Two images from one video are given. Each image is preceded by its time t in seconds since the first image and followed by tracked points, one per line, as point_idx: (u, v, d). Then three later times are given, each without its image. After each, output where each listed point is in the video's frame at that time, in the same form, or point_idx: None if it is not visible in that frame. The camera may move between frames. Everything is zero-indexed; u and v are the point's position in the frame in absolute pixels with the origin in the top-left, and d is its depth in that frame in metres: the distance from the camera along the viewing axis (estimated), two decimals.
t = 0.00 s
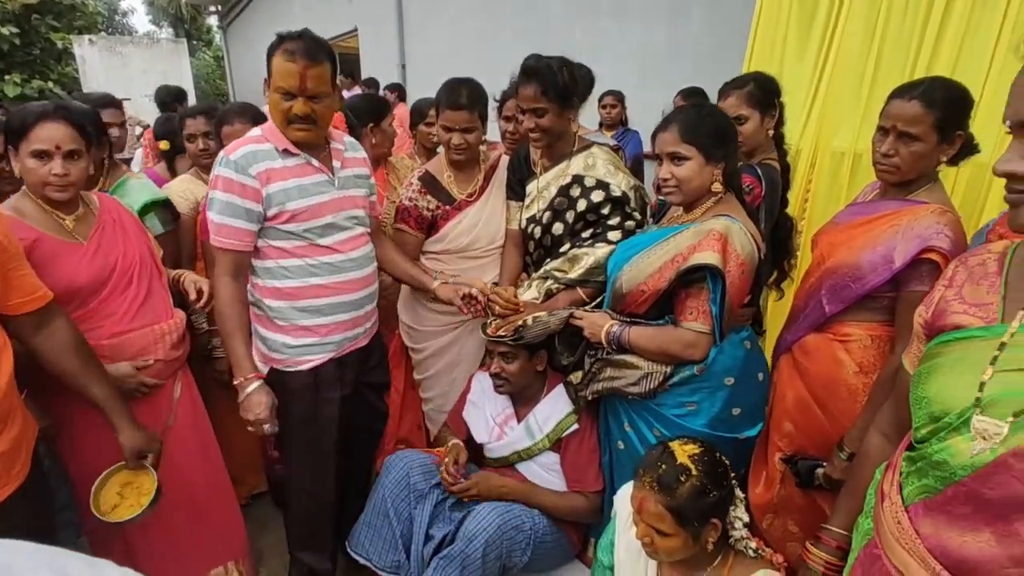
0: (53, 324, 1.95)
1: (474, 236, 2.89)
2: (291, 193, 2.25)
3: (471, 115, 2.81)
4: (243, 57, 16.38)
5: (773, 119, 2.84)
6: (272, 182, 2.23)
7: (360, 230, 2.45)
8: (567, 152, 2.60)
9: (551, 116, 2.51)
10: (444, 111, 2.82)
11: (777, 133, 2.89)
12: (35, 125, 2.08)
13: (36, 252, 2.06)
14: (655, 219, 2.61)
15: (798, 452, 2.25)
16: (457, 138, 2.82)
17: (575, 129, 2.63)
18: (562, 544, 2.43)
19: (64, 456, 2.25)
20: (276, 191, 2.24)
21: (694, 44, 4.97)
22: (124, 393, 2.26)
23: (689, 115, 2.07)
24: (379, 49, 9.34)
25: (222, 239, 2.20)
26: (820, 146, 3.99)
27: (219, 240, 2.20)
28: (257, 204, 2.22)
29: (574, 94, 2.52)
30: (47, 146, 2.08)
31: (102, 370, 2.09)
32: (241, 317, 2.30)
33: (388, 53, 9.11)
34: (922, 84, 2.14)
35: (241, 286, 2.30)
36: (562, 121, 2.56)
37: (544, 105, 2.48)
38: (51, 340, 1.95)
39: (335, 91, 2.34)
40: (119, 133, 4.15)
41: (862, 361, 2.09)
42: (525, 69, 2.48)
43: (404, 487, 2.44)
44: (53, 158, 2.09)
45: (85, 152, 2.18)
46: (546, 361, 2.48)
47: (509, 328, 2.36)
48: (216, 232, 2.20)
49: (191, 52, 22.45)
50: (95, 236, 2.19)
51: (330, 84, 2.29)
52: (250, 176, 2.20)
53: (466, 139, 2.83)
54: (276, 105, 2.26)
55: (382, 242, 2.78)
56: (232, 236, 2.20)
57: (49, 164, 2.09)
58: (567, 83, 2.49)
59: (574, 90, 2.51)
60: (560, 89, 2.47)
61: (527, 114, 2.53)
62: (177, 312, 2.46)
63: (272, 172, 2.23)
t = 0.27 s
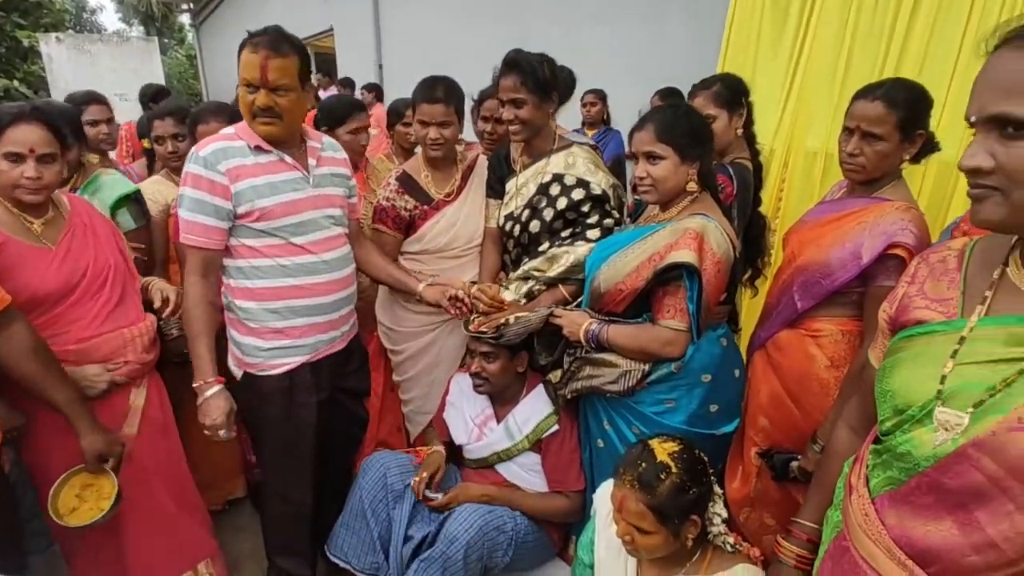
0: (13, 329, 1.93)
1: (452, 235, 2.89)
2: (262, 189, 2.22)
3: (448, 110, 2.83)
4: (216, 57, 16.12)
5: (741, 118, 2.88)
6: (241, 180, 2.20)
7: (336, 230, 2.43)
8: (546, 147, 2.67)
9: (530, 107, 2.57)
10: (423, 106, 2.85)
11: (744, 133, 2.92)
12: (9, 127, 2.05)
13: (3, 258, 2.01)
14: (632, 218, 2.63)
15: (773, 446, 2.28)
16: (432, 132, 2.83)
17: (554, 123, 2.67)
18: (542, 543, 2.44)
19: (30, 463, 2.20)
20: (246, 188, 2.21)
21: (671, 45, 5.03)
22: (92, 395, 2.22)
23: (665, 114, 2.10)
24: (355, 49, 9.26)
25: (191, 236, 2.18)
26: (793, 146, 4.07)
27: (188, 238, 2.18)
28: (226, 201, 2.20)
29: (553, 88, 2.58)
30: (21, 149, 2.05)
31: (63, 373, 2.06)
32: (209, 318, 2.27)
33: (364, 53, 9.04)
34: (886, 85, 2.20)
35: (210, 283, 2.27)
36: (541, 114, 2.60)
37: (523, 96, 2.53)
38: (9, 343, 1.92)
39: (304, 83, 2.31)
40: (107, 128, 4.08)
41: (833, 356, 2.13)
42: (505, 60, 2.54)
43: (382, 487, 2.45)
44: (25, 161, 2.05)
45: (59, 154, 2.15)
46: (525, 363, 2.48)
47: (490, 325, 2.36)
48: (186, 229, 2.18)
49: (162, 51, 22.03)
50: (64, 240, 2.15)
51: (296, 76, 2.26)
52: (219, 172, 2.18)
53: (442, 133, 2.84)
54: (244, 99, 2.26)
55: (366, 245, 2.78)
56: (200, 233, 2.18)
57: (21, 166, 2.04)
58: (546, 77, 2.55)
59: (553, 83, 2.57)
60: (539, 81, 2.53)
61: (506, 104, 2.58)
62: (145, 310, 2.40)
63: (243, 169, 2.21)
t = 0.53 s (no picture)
0: None
1: (427, 233, 2.88)
2: (232, 188, 2.19)
3: (422, 104, 2.82)
4: (183, 54, 15.78)
5: (709, 117, 2.92)
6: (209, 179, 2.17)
7: (311, 231, 2.39)
8: (524, 143, 2.69)
9: (511, 98, 2.61)
10: (396, 101, 2.84)
11: (717, 132, 2.97)
12: None
13: None
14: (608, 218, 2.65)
15: (746, 438, 2.33)
16: (406, 127, 2.83)
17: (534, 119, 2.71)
18: (521, 540, 2.45)
19: None
20: (216, 187, 2.18)
21: (643, 45, 5.08)
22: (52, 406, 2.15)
23: (640, 112, 2.13)
24: (326, 46, 9.14)
25: (161, 234, 2.15)
26: (762, 145, 4.15)
27: (157, 235, 2.15)
28: (196, 198, 2.17)
29: (534, 83, 2.65)
30: None
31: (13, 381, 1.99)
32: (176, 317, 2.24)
33: (336, 51, 8.94)
34: (849, 85, 2.26)
35: (178, 282, 2.23)
36: (522, 108, 2.64)
37: (506, 86, 2.58)
38: None
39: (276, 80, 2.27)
40: (97, 120, 4.03)
41: (802, 349, 2.19)
42: (491, 52, 2.60)
43: (359, 488, 2.43)
44: None
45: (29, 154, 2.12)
46: (503, 361, 2.49)
47: (466, 324, 2.36)
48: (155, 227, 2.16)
49: (127, 47, 21.46)
50: (29, 245, 2.09)
51: (266, 73, 2.23)
52: (188, 170, 2.15)
53: (415, 128, 2.84)
54: (215, 97, 2.24)
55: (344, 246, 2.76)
56: (169, 231, 2.15)
57: None
58: (529, 70, 2.61)
59: (535, 79, 2.64)
60: (523, 76, 2.59)
61: (489, 94, 2.62)
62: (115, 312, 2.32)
63: (213, 168, 2.18)
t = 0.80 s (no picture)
0: None
1: (391, 233, 2.86)
2: (196, 192, 2.14)
3: (386, 102, 2.80)
4: (140, 50, 15.30)
5: (673, 117, 2.96)
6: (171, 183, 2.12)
7: (279, 235, 2.32)
8: (495, 141, 2.70)
9: (485, 95, 2.65)
10: (359, 98, 2.81)
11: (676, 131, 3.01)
12: None
13: None
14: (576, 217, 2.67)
15: (712, 432, 2.37)
16: (370, 124, 2.80)
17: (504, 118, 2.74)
18: (494, 539, 2.45)
19: None
20: (181, 190, 2.13)
21: (609, 44, 5.11)
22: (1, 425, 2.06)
23: (605, 112, 2.15)
24: (290, 43, 8.95)
25: (126, 233, 2.13)
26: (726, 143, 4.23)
27: (123, 234, 2.13)
28: (160, 199, 2.12)
29: (507, 82, 2.69)
30: None
31: None
32: (142, 313, 2.22)
33: (300, 48, 8.78)
34: (809, 85, 2.32)
35: (145, 279, 2.22)
36: (496, 105, 2.68)
37: (481, 82, 2.63)
38: None
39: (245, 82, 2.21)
40: (70, 115, 3.91)
41: (765, 343, 2.24)
42: (465, 50, 2.65)
43: (328, 493, 2.41)
44: None
45: None
46: (472, 361, 2.48)
47: (435, 326, 2.35)
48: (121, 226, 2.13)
49: (80, 42, 20.70)
50: None
51: (235, 75, 2.17)
52: (153, 171, 2.10)
53: (379, 125, 2.81)
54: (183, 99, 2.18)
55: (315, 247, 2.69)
56: (134, 231, 2.12)
57: None
58: (504, 70, 2.68)
59: (509, 78, 2.71)
60: (497, 73, 2.65)
61: (463, 90, 2.66)
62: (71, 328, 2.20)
63: (178, 170, 2.12)
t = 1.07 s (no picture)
0: None
1: (345, 231, 2.81)
2: (132, 198, 2.07)
3: (342, 99, 2.76)
4: (90, 46, 14.75)
5: (629, 116, 3.00)
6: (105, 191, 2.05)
7: (222, 239, 2.26)
8: (455, 142, 2.68)
9: (444, 96, 2.62)
10: (316, 95, 2.76)
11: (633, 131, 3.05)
12: None
13: None
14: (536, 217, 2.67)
15: (673, 428, 2.41)
16: (327, 121, 2.75)
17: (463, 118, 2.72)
18: (459, 541, 2.44)
19: None
20: (115, 197, 2.06)
21: (570, 44, 5.14)
22: None
23: (560, 112, 2.17)
24: (248, 42, 8.74)
25: (59, 245, 2.06)
26: (686, 143, 4.30)
27: (56, 246, 2.06)
28: (94, 208, 2.06)
29: (468, 83, 2.68)
30: None
31: None
32: (81, 325, 2.16)
33: (258, 46, 8.59)
34: (761, 86, 2.37)
35: (82, 291, 2.16)
36: (455, 107, 2.66)
37: (440, 82, 2.59)
38: None
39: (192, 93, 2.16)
40: (10, 114, 3.76)
41: (722, 340, 2.28)
42: (424, 50, 2.63)
43: (289, 499, 2.37)
44: None
45: None
46: (434, 362, 2.47)
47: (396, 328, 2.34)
48: (54, 237, 2.06)
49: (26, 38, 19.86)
50: None
51: (185, 87, 2.12)
52: (84, 179, 2.03)
53: (336, 124, 2.76)
54: (123, 106, 2.09)
55: (265, 245, 2.65)
56: (67, 241, 2.05)
57: None
58: (464, 71, 2.66)
59: (468, 79, 2.69)
60: (457, 74, 2.63)
61: (421, 90, 2.63)
62: (11, 342, 2.03)
63: (111, 177, 2.06)
